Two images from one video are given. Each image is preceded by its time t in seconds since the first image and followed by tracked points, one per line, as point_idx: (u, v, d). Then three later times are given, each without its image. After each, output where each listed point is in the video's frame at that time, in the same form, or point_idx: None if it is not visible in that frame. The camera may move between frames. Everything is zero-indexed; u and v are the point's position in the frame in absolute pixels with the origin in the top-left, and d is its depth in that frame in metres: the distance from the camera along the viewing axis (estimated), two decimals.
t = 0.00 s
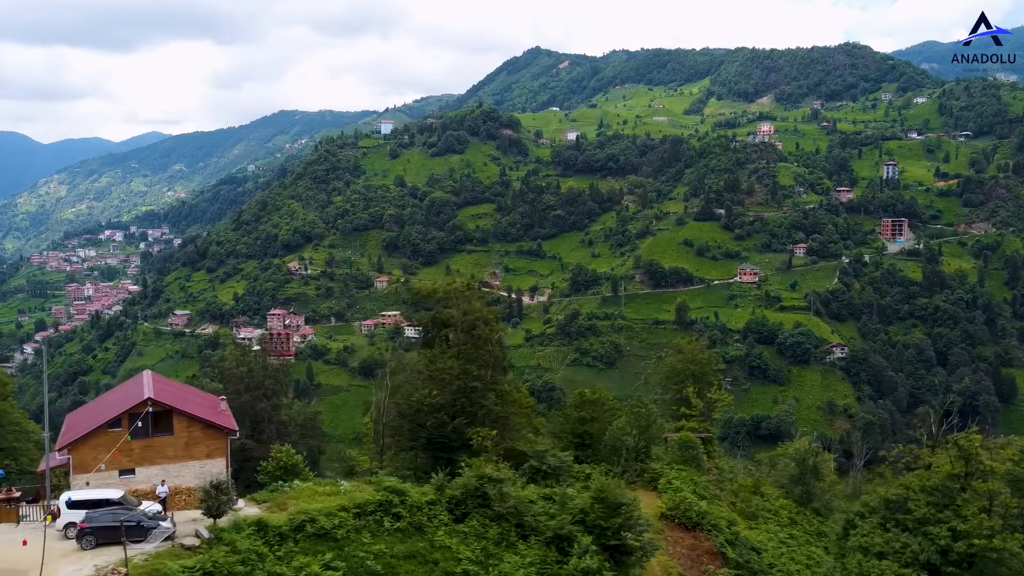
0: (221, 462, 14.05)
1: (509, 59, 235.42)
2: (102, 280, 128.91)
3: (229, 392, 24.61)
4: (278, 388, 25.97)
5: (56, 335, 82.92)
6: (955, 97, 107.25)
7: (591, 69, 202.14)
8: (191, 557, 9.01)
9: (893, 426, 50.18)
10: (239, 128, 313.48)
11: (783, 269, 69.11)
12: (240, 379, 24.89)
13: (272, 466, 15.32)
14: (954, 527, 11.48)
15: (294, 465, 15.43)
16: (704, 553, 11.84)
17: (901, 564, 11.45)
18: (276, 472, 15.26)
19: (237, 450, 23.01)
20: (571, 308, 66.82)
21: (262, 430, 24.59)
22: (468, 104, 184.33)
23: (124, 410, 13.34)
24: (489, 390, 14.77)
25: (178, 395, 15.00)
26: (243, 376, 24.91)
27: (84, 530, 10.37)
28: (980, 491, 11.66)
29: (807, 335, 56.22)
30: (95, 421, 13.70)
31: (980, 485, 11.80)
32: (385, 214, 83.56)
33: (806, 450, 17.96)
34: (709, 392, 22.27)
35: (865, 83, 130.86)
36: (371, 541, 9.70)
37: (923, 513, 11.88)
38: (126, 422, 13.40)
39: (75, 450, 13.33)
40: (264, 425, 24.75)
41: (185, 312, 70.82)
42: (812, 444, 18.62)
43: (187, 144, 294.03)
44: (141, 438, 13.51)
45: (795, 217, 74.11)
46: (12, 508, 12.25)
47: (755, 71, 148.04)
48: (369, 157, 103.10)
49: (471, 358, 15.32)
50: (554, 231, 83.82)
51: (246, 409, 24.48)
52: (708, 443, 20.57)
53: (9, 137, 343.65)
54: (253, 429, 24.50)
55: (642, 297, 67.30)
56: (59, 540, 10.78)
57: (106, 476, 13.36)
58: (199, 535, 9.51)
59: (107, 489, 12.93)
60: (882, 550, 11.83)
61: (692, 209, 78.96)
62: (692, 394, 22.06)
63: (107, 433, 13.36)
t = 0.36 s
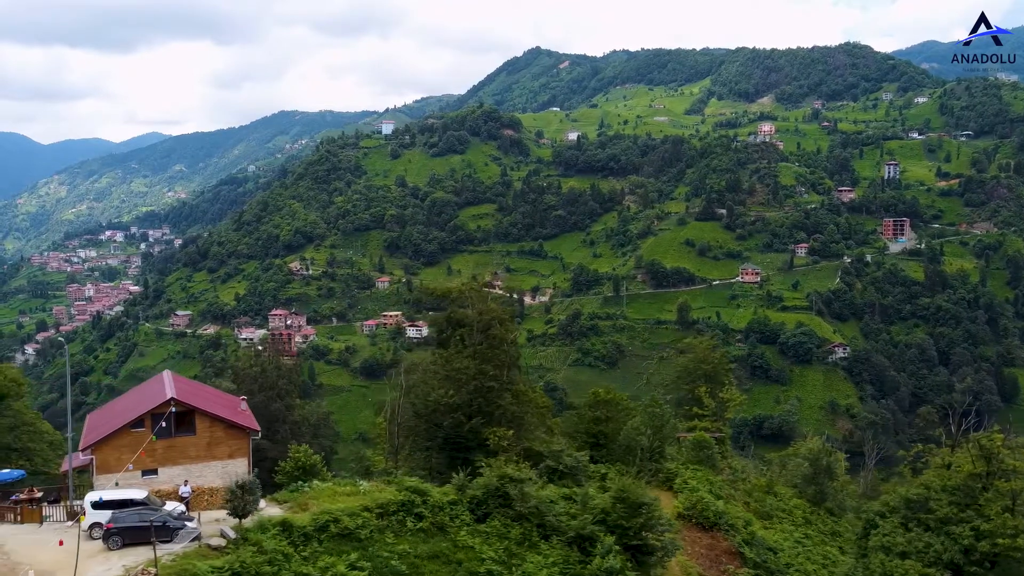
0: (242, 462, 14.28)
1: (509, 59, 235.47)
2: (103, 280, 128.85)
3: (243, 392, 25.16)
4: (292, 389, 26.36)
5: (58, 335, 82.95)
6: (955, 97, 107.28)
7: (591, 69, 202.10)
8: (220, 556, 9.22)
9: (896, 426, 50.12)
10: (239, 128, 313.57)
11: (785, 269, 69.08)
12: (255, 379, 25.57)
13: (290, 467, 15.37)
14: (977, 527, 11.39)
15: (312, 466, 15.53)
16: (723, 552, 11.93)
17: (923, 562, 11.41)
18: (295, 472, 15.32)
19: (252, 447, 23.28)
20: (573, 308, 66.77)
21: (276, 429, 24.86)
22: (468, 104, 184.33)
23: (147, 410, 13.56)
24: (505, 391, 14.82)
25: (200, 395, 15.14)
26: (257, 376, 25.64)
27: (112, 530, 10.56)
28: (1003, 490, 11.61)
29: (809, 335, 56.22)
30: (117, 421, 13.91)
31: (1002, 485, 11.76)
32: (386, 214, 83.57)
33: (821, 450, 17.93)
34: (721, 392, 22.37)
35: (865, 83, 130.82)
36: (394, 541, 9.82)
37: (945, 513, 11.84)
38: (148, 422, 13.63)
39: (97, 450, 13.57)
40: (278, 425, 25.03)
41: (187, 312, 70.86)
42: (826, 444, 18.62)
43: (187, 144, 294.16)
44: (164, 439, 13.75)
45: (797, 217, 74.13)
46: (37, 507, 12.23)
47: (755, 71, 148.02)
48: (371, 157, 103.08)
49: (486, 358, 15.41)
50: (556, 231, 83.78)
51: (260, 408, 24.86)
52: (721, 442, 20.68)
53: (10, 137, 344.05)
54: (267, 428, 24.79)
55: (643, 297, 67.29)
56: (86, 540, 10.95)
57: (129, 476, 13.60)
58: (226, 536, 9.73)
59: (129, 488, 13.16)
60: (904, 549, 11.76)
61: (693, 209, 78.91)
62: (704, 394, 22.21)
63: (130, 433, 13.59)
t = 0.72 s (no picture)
0: (265, 463, 14.35)
1: (509, 59, 235.30)
2: (103, 280, 128.70)
3: (257, 392, 25.56)
4: (303, 390, 26.78)
5: (59, 335, 82.91)
6: (956, 97, 107.25)
7: (592, 69, 201.98)
8: (248, 556, 9.37)
9: (899, 425, 50.03)
10: (240, 129, 313.56)
11: (787, 269, 69.03)
12: (267, 379, 26.18)
13: (309, 466, 15.15)
14: (1000, 527, 11.32)
15: (330, 465, 15.29)
16: (742, 552, 12.12)
17: (948, 562, 11.39)
18: (312, 472, 15.06)
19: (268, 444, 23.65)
20: (575, 308, 66.70)
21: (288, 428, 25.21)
22: (469, 104, 184.13)
23: (170, 411, 13.62)
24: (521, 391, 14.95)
25: (222, 394, 15.26)
26: (270, 376, 26.25)
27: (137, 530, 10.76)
28: None
29: (811, 334, 56.22)
30: (139, 422, 13.95)
31: None
32: (388, 214, 83.55)
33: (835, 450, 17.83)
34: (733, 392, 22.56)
35: (866, 82, 130.70)
36: (418, 541, 10.03)
37: (969, 512, 11.84)
38: (171, 423, 13.68)
39: (120, 451, 13.57)
40: (290, 425, 25.40)
41: (188, 313, 70.87)
42: (838, 444, 18.67)
43: (187, 145, 294.17)
44: (186, 439, 13.80)
45: (798, 216, 74.15)
46: (60, 508, 12.73)
47: (756, 71, 147.95)
48: (372, 158, 103.03)
49: (501, 358, 15.58)
50: (557, 231, 83.63)
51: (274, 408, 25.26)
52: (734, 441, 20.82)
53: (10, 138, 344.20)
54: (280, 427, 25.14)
55: (645, 297, 67.27)
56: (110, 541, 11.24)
57: (151, 477, 13.64)
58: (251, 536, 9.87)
59: (154, 488, 13.25)
60: (927, 549, 11.80)
61: (695, 209, 78.84)
62: (717, 394, 22.43)
63: (153, 433, 13.63)
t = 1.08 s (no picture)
0: (284, 464, 14.37)
1: (509, 59, 235.34)
2: (104, 280, 128.71)
3: (271, 394, 25.97)
4: (316, 391, 27.26)
5: (61, 336, 82.85)
6: (957, 96, 107.26)
7: (592, 69, 201.92)
8: (273, 558, 9.57)
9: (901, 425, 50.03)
10: (240, 129, 313.59)
11: (788, 268, 69.00)
12: (279, 380, 26.51)
13: (325, 468, 15.11)
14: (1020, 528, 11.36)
15: (347, 467, 15.25)
16: (758, 553, 12.21)
17: (968, 563, 11.43)
18: (327, 474, 15.03)
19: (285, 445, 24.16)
20: (576, 308, 66.65)
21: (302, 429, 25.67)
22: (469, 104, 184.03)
23: (191, 412, 13.68)
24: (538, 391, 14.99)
25: (240, 395, 15.30)
26: (283, 376, 26.58)
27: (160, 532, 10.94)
28: None
29: (813, 334, 56.25)
30: (160, 423, 14.02)
31: None
32: (389, 215, 83.57)
33: (845, 450, 17.80)
34: (744, 392, 22.70)
35: (867, 82, 130.66)
36: (439, 542, 10.13)
37: (989, 513, 11.86)
38: (191, 424, 13.73)
39: (141, 453, 13.65)
40: (304, 426, 25.82)
41: (190, 313, 70.86)
42: (850, 444, 18.69)
43: (188, 145, 294.24)
44: (206, 441, 13.85)
45: (800, 216, 74.17)
46: (80, 509, 12.96)
47: (757, 71, 147.91)
48: (373, 158, 102.99)
49: (516, 358, 15.62)
50: (558, 231, 83.57)
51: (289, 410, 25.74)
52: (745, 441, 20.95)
53: (11, 139, 344.45)
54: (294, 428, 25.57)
55: (646, 297, 67.25)
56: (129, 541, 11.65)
57: (171, 478, 13.70)
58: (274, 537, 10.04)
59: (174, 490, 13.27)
60: (947, 549, 11.79)
61: (696, 209, 78.81)
62: (729, 395, 22.58)
63: (173, 435, 13.70)
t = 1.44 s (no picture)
0: (303, 465, 14.39)
1: (509, 59, 235.30)
2: (105, 281, 128.61)
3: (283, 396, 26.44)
4: (327, 392, 27.75)
5: (61, 337, 82.77)
6: (958, 96, 107.22)
7: (593, 69, 201.81)
8: (296, 558, 9.69)
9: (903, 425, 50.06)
10: (240, 130, 313.51)
11: (790, 268, 68.94)
12: (291, 380, 27.12)
13: (339, 468, 14.68)
14: None
15: (362, 467, 14.71)
16: (774, 554, 12.37)
17: (988, 564, 11.60)
18: (343, 475, 14.61)
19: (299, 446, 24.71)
20: (578, 308, 66.60)
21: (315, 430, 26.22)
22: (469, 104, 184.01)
23: (211, 413, 13.62)
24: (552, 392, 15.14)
25: (256, 396, 15.17)
26: (294, 376, 27.19)
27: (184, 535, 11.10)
28: None
29: (815, 334, 56.22)
30: (179, 425, 13.95)
31: None
32: (390, 215, 83.55)
33: (858, 450, 17.77)
34: (755, 393, 23.32)
35: (867, 81, 130.57)
36: (460, 544, 10.56)
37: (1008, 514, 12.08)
38: (212, 425, 13.67)
39: (160, 454, 13.51)
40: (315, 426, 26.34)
41: (191, 314, 70.80)
42: (862, 444, 18.64)
43: (188, 146, 294.09)
44: (226, 442, 13.77)
45: (801, 216, 74.16)
46: (100, 511, 13.03)
47: (757, 70, 147.87)
48: (373, 158, 102.93)
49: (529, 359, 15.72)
50: (560, 231, 83.44)
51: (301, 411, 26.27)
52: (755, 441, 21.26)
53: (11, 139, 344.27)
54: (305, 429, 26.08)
55: (648, 297, 67.16)
56: (152, 543, 11.83)
57: (191, 480, 13.64)
58: (296, 539, 10.15)
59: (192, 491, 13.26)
60: (966, 550, 11.94)
61: (697, 209, 78.76)
62: (740, 396, 22.98)
63: (193, 436, 13.61)
